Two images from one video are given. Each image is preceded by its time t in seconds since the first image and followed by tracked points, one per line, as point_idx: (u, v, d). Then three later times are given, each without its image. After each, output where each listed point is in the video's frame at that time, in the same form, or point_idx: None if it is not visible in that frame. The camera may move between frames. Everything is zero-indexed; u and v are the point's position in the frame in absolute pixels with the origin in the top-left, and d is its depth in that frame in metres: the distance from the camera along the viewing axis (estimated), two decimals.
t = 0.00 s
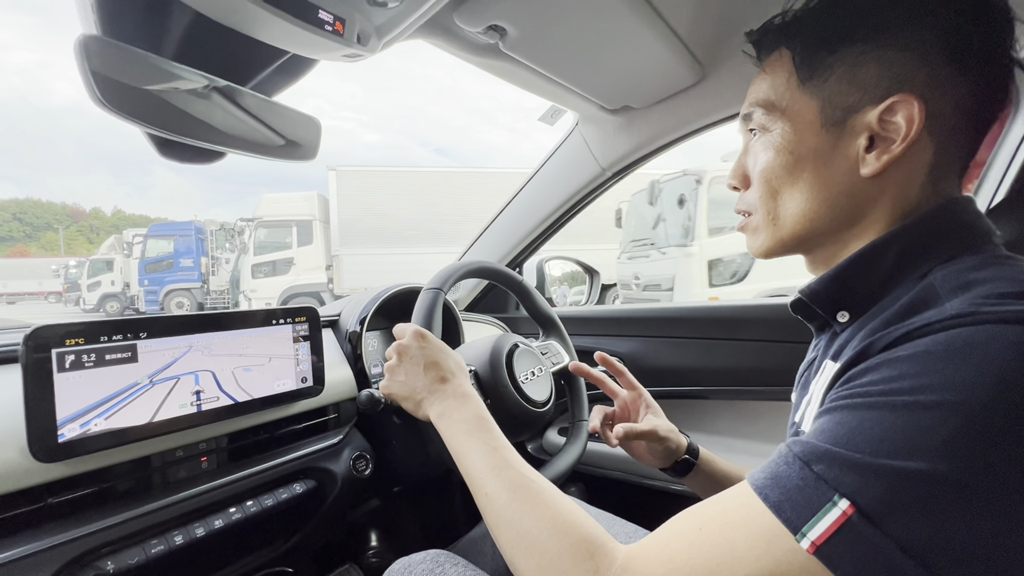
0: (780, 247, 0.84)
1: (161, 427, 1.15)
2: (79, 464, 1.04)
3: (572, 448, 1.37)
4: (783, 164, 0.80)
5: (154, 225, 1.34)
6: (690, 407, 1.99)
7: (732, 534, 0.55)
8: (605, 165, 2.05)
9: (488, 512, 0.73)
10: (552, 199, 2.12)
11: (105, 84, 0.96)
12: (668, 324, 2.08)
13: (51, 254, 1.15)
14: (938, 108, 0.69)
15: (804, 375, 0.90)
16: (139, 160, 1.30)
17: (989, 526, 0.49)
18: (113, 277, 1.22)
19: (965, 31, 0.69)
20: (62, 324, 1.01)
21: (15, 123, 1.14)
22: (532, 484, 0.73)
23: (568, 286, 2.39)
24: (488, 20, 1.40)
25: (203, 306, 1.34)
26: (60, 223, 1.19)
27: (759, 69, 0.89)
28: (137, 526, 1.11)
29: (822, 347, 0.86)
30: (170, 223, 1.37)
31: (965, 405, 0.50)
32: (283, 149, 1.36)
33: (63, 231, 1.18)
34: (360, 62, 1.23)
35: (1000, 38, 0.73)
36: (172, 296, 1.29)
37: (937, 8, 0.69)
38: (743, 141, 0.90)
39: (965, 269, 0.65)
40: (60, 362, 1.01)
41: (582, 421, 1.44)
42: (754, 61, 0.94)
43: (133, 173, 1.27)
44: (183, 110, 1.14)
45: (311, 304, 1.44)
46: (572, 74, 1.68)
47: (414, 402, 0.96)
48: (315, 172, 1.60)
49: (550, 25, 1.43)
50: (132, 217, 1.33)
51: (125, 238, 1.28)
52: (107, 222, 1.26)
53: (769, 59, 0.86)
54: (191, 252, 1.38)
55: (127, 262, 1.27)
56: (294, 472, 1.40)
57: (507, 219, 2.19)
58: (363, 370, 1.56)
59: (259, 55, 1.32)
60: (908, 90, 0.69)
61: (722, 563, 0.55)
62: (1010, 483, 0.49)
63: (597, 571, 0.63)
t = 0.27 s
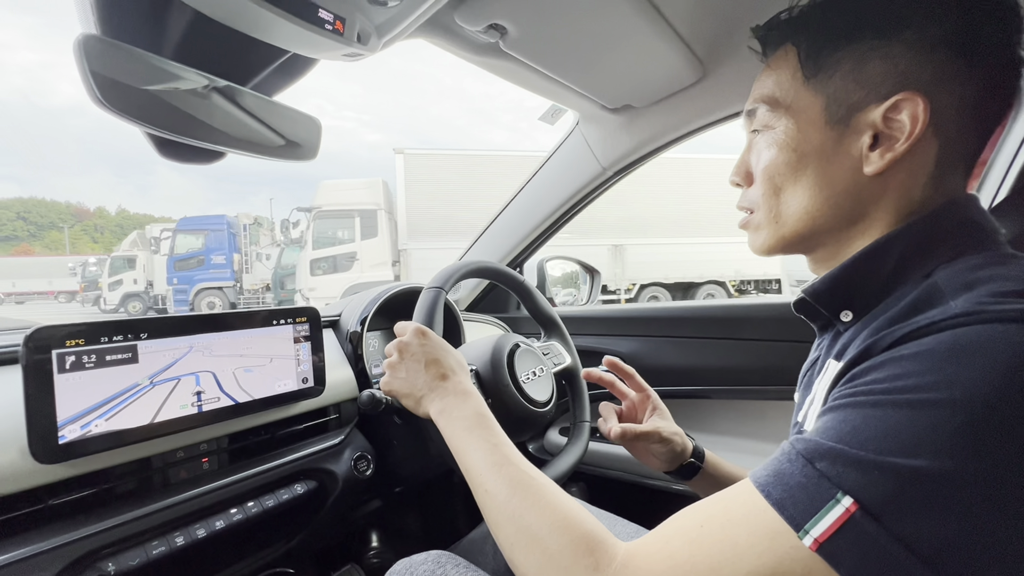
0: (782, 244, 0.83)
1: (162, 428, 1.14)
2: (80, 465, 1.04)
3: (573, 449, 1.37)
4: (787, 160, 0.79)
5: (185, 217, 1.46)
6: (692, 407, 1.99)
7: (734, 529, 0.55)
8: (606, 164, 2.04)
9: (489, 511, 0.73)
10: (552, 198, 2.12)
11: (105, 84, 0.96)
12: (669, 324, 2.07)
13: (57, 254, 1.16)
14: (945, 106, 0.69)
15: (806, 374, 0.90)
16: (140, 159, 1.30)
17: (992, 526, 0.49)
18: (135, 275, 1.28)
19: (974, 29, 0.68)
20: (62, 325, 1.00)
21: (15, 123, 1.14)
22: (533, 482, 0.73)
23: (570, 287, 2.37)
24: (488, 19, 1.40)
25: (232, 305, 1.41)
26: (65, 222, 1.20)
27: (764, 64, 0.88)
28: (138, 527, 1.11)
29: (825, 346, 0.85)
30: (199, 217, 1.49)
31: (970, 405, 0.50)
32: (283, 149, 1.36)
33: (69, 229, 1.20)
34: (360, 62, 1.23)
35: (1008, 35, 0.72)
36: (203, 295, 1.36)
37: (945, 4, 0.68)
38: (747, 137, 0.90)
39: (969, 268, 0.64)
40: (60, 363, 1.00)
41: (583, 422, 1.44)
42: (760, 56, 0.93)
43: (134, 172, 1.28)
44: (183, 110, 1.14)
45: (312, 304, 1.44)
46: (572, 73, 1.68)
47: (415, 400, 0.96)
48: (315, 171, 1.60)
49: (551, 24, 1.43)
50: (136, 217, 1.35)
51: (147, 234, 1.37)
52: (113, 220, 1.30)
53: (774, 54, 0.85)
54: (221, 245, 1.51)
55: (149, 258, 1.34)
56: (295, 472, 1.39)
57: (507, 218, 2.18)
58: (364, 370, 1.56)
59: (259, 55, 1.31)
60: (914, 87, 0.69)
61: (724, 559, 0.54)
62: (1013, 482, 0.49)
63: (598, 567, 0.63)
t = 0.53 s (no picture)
0: (780, 243, 0.84)
1: (162, 424, 1.15)
2: (81, 460, 1.05)
3: (572, 445, 1.38)
4: (787, 158, 0.80)
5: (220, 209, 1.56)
6: (690, 405, 2.00)
7: (726, 526, 0.56)
8: (605, 163, 2.05)
9: (487, 507, 0.74)
10: (551, 197, 2.13)
11: (107, 81, 0.96)
12: (667, 322, 2.08)
13: (59, 253, 1.16)
14: (944, 106, 0.69)
15: (804, 372, 0.91)
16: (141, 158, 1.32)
17: (982, 526, 0.50)
18: (159, 272, 1.30)
19: (970, 29, 0.69)
20: (63, 321, 1.01)
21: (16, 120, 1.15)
22: (532, 478, 0.73)
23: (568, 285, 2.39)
24: (487, 18, 1.40)
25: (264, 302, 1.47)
26: (69, 220, 1.21)
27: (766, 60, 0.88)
28: (139, 521, 1.12)
29: (823, 344, 0.86)
30: (233, 209, 1.60)
31: (962, 406, 0.51)
32: (284, 146, 1.37)
33: (73, 228, 1.20)
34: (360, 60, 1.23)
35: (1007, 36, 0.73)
36: (237, 294, 1.41)
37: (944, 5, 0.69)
38: (749, 133, 0.91)
39: (967, 268, 0.65)
40: (62, 358, 1.01)
41: (582, 419, 1.45)
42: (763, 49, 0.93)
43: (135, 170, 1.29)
44: (184, 107, 1.15)
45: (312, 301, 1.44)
46: (572, 71, 1.68)
47: (414, 394, 0.97)
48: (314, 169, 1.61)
49: (550, 23, 1.43)
50: (139, 215, 1.38)
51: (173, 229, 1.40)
52: (115, 219, 1.32)
53: (776, 50, 0.85)
54: (256, 239, 1.66)
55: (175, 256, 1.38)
56: (295, 468, 1.40)
57: (507, 216, 2.19)
58: (364, 367, 1.57)
59: (259, 52, 1.32)
60: (913, 87, 0.69)
61: (717, 555, 0.55)
62: (1003, 483, 0.50)
63: (594, 563, 0.64)
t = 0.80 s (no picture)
0: (780, 242, 0.84)
1: (162, 422, 1.15)
2: (81, 458, 1.05)
3: (572, 445, 1.38)
4: (788, 155, 0.80)
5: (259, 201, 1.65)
6: (690, 404, 2.00)
7: (723, 527, 0.56)
8: (606, 162, 2.05)
9: (485, 507, 0.74)
10: (551, 196, 2.12)
11: (106, 79, 0.96)
12: (667, 321, 2.08)
13: (63, 251, 1.17)
14: (947, 106, 0.69)
15: (803, 370, 0.91)
16: (142, 157, 1.32)
17: (976, 531, 0.50)
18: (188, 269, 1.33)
19: (978, 27, 0.68)
20: (63, 319, 1.01)
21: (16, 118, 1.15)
22: (529, 477, 0.73)
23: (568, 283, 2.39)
24: (488, 16, 1.40)
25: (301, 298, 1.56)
26: (72, 218, 1.21)
27: (771, 55, 0.88)
28: (140, 519, 1.11)
29: (822, 343, 0.86)
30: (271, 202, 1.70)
31: (959, 410, 0.51)
32: (284, 144, 1.37)
33: (77, 226, 1.21)
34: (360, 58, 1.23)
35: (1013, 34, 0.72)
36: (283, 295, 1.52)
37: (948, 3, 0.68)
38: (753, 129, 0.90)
39: (969, 268, 0.65)
40: (61, 356, 1.00)
41: (582, 419, 1.44)
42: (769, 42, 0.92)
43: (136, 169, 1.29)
44: (184, 105, 1.15)
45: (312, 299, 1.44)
46: (572, 70, 1.68)
47: (412, 390, 0.97)
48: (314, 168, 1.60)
49: (551, 21, 1.43)
50: (142, 214, 1.37)
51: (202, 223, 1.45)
52: (117, 218, 1.30)
53: (780, 45, 0.85)
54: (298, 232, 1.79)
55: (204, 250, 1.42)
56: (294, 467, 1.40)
57: (507, 215, 2.19)
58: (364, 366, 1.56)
59: (259, 50, 1.31)
60: (916, 85, 0.69)
61: (714, 556, 0.55)
62: (998, 489, 0.50)
63: (591, 563, 0.63)
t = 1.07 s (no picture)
0: (782, 241, 0.84)
1: (161, 420, 1.15)
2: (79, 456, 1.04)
3: (572, 443, 1.37)
4: (790, 152, 0.79)
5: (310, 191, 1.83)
6: (690, 403, 2.00)
7: (725, 527, 0.56)
8: (607, 160, 2.04)
9: (486, 506, 0.73)
10: (552, 194, 2.12)
11: (105, 74, 0.95)
12: (667, 320, 2.07)
13: (65, 248, 1.17)
14: (949, 102, 0.69)
15: (805, 369, 0.90)
16: (143, 154, 1.31)
17: (983, 531, 0.49)
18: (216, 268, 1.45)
19: (977, 23, 0.68)
20: (62, 316, 1.00)
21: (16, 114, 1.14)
22: (531, 477, 0.73)
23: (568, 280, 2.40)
24: (489, 12, 1.39)
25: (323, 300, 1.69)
26: (74, 216, 1.20)
27: (772, 52, 0.87)
28: (139, 517, 1.11)
29: (824, 341, 0.86)
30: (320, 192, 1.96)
31: (965, 409, 0.50)
32: (284, 142, 1.36)
33: (79, 224, 1.20)
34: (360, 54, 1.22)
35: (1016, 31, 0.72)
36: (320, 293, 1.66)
37: None
38: (754, 126, 0.90)
39: (973, 266, 0.64)
40: (60, 354, 1.00)
41: (583, 418, 1.44)
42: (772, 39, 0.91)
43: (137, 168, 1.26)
44: (184, 101, 1.14)
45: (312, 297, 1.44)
46: (573, 67, 1.68)
47: (413, 389, 0.96)
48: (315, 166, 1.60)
49: (552, 18, 1.43)
50: (144, 212, 1.36)
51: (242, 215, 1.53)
52: (120, 216, 1.29)
53: (782, 42, 0.84)
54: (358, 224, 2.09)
55: (238, 245, 1.55)
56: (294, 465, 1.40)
57: (508, 213, 2.19)
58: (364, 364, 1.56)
59: (259, 47, 1.31)
60: (920, 81, 0.69)
61: (715, 556, 0.55)
62: (1005, 489, 0.49)
63: (592, 563, 0.63)
